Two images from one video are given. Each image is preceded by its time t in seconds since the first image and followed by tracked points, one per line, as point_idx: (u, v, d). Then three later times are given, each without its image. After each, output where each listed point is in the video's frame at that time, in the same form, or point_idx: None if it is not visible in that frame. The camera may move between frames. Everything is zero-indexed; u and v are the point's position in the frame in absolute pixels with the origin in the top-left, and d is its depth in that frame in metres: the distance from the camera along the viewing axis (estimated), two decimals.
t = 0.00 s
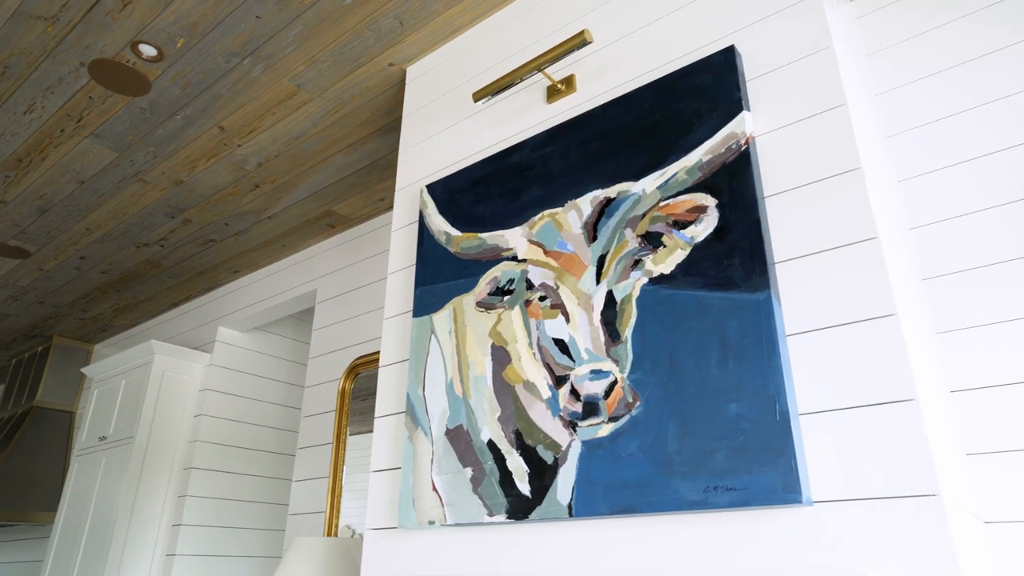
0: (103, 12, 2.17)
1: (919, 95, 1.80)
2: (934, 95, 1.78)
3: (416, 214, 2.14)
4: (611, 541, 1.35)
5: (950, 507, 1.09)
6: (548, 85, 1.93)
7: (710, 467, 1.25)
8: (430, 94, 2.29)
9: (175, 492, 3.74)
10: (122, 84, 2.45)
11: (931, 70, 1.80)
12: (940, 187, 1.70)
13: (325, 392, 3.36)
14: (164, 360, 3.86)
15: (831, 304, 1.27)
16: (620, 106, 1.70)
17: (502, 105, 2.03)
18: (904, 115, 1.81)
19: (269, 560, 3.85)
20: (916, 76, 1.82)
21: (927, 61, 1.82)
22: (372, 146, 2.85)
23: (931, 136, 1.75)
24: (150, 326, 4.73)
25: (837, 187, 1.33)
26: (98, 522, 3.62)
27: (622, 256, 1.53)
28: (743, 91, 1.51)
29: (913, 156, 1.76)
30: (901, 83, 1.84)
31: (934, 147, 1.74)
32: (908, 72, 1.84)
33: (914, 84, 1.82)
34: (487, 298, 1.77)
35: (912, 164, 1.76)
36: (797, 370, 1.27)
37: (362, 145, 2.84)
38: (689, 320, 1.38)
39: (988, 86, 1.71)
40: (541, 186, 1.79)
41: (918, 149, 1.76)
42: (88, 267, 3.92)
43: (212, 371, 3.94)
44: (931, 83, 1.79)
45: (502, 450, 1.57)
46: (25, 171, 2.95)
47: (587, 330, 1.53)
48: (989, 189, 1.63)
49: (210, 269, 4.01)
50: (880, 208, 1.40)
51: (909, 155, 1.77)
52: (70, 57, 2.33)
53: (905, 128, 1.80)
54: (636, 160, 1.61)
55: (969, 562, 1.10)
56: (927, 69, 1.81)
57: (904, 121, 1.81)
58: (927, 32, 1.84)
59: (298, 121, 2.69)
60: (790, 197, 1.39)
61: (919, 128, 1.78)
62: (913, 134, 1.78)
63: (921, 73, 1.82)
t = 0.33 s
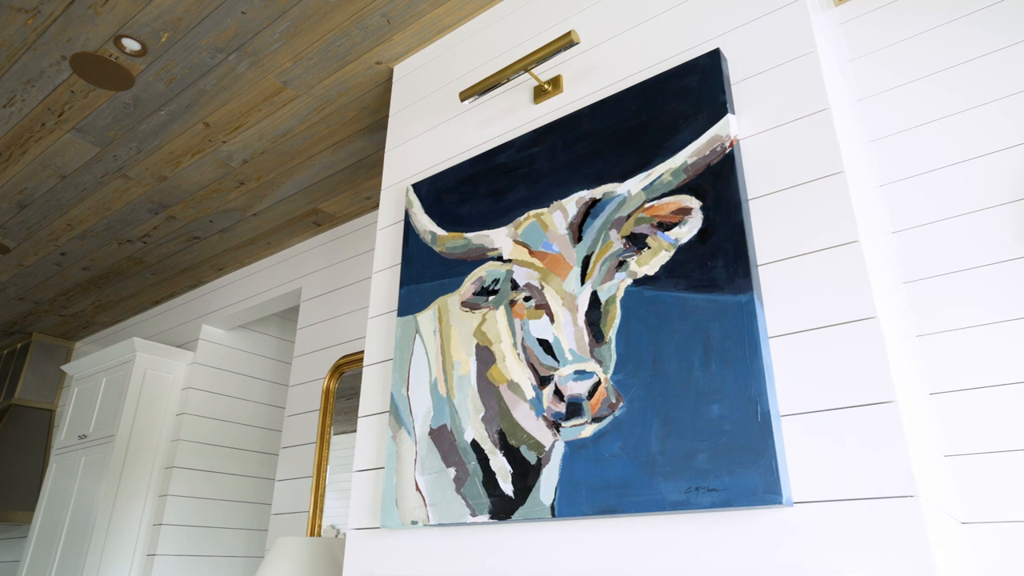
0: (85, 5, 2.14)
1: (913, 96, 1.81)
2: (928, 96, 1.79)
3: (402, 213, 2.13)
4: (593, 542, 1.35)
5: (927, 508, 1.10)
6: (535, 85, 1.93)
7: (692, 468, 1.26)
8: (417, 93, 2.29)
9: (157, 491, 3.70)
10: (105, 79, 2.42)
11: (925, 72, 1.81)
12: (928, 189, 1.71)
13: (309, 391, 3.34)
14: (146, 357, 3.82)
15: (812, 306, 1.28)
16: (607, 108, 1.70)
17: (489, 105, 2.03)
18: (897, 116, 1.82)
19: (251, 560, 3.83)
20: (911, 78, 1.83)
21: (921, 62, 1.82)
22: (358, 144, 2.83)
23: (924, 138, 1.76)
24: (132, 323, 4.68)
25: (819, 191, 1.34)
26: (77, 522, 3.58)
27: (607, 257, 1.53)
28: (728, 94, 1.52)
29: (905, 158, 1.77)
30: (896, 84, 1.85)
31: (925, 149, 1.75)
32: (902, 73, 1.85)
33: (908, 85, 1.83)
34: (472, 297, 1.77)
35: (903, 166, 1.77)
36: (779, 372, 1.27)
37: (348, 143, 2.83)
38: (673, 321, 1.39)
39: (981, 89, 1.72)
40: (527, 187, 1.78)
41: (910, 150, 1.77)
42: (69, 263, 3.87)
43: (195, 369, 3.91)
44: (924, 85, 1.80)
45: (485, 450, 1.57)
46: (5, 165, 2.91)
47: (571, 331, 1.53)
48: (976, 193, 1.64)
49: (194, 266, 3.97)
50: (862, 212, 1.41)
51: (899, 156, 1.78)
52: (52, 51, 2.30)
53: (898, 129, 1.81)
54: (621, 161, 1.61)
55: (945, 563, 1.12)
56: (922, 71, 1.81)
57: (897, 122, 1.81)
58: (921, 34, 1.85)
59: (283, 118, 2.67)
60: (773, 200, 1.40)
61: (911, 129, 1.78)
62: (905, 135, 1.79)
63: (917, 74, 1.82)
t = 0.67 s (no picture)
0: None
1: (903, 98, 1.82)
2: (918, 98, 1.80)
3: (388, 211, 2.12)
4: (576, 542, 1.35)
5: (907, 509, 1.11)
6: (522, 85, 1.93)
7: (675, 468, 1.26)
8: (405, 91, 2.28)
9: (138, 490, 3.66)
10: (87, 73, 2.39)
11: (915, 74, 1.82)
12: (916, 191, 1.72)
13: (293, 389, 3.32)
14: (128, 355, 3.78)
15: (795, 307, 1.29)
16: (594, 108, 1.71)
17: (476, 104, 2.03)
18: (887, 117, 1.83)
19: (234, 559, 3.80)
20: (901, 80, 1.84)
21: (912, 64, 1.84)
22: (345, 142, 2.82)
23: (916, 138, 1.77)
24: (116, 320, 4.63)
25: (804, 194, 1.35)
26: (57, 522, 3.54)
27: (593, 257, 1.54)
28: (715, 96, 1.52)
29: (896, 159, 1.78)
30: (886, 86, 1.86)
31: (914, 151, 1.76)
32: (893, 76, 1.86)
33: (898, 87, 1.84)
34: (457, 297, 1.77)
35: (894, 167, 1.78)
36: (762, 372, 1.28)
37: (335, 141, 2.81)
38: (658, 322, 1.39)
39: (972, 90, 1.73)
40: (513, 186, 1.78)
41: (901, 151, 1.78)
42: (51, 259, 3.83)
43: (179, 367, 3.87)
44: (914, 87, 1.81)
45: (470, 450, 1.57)
46: None
47: (556, 331, 1.53)
48: (959, 196, 1.66)
49: (179, 263, 3.94)
50: (845, 214, 1.42)
51: (890, 158, 1.79)
52: (33, 43, 2.27)
53: (889, 130, 1.81)
54: (608, 161, 1.62)
55: (925, 564, 1.13)
56: (912, 73, 1.83)
57: (888, 123, 1.82)
58: (910, 37, 1.86)
59: (269, 115, 2.65)
60: (758, 202, 1.40)
61: (902, 131, 1.79)
62: (896, 136, 1.80)
63: (907, 76, 1.83)
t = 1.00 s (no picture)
0: None
1: (896, 100, 1.83)
2: (912, 99, 1.80)
3: (376, 210, 2.11)
4: (561, 542, 1.35)
5: (889, 510, 1.12)
6: (510, 85, 1.93)
7: (660, 468, 1.27)
8: (393, 89, 2.27)
9: (121, 490, 3.63)
10: (71, 66, 2.36)
11: (908, 76, 1.83)
12: (915, 191, 1.72)
13: (279, 388, 3.30)
14: (112, 353, 3.75)
15: (780, 308, 1.29)
16: (582, 108, 1.71)
17: (465, 103, 2.02)
18: (885, 118, 1.83)
19: (218, 560, 3.77)
20: (893, 81, 1.85)
21: (904, 66, 1.84)
22: (333, 140, 2.81)
23: (912, 138, 1.77)
24: (99, 318, 4.58)
25: (789, 196, 1.36)
26: (38, 521, 3.50)
27: (580, 257, 1.54)
28: (702, 98, 1.53)
29: (892, 159, 1.78)
30: (878, 87, 1.87)
31: (900, 153, 1.77)
32: (885, 77, 1.86)
33: (890, 89, 1.85)
34: (444, 296, 1.76)
35: (890, 167, 1.78)
36: (747, 373, 1.28)
37: (323, 139, 2.80)
38: (644, 322, 1.39)
39: (968, 92, 1.74)
40: (501, 186, 1.78)
41: (896, 151, 1.78)
42: (33, 256, 3.78)
43: (163, 365, 3.83)
44: (907, 89, 1.82)
45: (455, 450, 1.56)
46: None
47: (543, 331, 1.53)
48: (943, 199, 1.68)
49: (165, 261, 3.91)
50: (830, 217, 1.43)
51: (886, 157, 1.79)
52: (15, 37, 2.24)
53: (884, 131, 1.82)
54: (595, 162, 1.62)
55: (906, 564, 1.14)
56: (905, 75, 1.83)
57: (885, 124, 1.82)
58: (902, 39, 1.87)
59: (256, 112, 2.64)
60: (744, 204, 1.41)
61: (901, 131, 1.79)
62: (892, 136, 1.80)
63: (900, 78, 1.84)
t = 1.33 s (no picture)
0: None
1: (891, 101, 1.83)
2: (908, 100, 1.81)
3: (364, 209, 2.10)
4: (547, 542, 1.35)
5: (873, 510, 1.13)
6: (500, 84, 1.93)
7: (647, 468, 1.27)
8: (382, 88, 2.26)
9: (105, 489, 3.59)
10: (56, 61, 2.33)
11: (903, 77, 1.83)
12: (913, 190, 1.72)
13: (266, 387, 3.28)
14: (96, 351, 3.71)
15: (767, 309, 1.30)
16: (571, 108, 1.71)
17: (454, 102, 2.02)
18: (883, 118, 1.82)
19: (203, 560, 3.74)
20: (888, 83, 1.85)
21: (897, 68, 1.85)
22: (322, 138, 2.79)
23: (909, 138, 1.77)
24: (84, 316, 4.54)
25: (777, 197, 1.37)
26: (20, 521, 3.47)
27: (568, 257, 1.54)
28: (691, 100, 1.53)
29: (889, 158, 1.78)
30: (872, 88, 1.87)
31: (885, 157, 1.79)
32: (879, 79, 1.87)
33: (885, 89, 1.85)
34: (432, 296, 1.76)
35: (889, 166, 1.78)
36: (734, 374, 1.29)
37: (312, 136, 2.78)
38: (631, 323, 1.40)
39: (963, 93, 1.74)
40: (490, 185, 1.78)
41: (894, 150, 1.78)
42: (17, 252, 3.73)
43: (148, 363, 3.80)
44: (903, 89, 1.82)
45: (443, 449, 1.56)
46: None
47: (531, 331, 1.53)
48: (928, 202, 1.69)
49: (151, 258, 3.87)
50: (817, 219, 1.44)
51: (884, 157, 1.79)
52: None
53: (880, 131, 1.82)
54: (585, 162, 1.62)
55: (890, 564, 1.15)
56: (900, 76, 1.84)
57: (882, 124, 1.82)
58: (895, 41, 1.88)
59: (244, 110, 2.62)
60: (732, 205, 1.42)
61: (899, 130, 1.79)
62: (889, 136, 1.80)
63: (894, 79, 1.85)
